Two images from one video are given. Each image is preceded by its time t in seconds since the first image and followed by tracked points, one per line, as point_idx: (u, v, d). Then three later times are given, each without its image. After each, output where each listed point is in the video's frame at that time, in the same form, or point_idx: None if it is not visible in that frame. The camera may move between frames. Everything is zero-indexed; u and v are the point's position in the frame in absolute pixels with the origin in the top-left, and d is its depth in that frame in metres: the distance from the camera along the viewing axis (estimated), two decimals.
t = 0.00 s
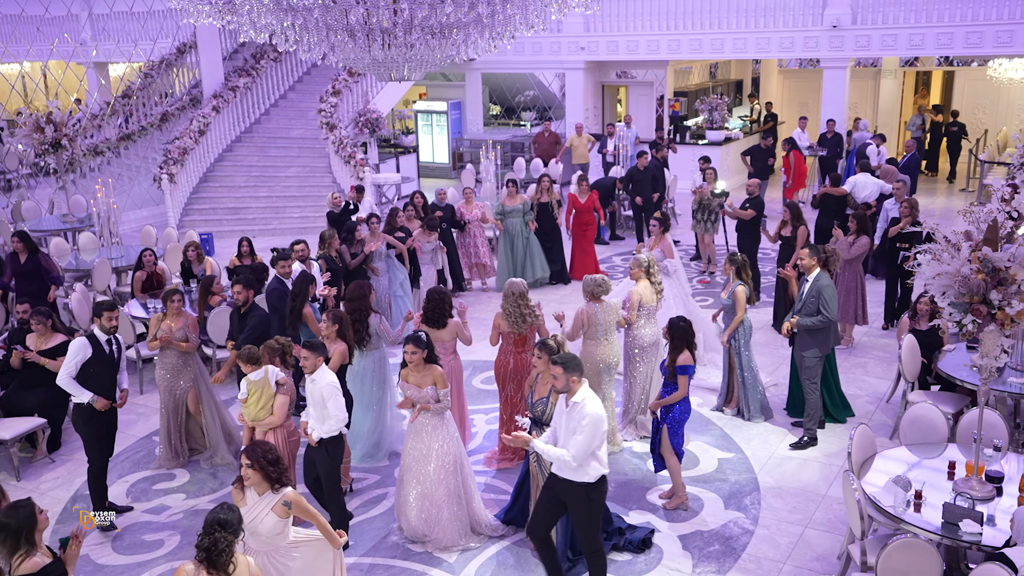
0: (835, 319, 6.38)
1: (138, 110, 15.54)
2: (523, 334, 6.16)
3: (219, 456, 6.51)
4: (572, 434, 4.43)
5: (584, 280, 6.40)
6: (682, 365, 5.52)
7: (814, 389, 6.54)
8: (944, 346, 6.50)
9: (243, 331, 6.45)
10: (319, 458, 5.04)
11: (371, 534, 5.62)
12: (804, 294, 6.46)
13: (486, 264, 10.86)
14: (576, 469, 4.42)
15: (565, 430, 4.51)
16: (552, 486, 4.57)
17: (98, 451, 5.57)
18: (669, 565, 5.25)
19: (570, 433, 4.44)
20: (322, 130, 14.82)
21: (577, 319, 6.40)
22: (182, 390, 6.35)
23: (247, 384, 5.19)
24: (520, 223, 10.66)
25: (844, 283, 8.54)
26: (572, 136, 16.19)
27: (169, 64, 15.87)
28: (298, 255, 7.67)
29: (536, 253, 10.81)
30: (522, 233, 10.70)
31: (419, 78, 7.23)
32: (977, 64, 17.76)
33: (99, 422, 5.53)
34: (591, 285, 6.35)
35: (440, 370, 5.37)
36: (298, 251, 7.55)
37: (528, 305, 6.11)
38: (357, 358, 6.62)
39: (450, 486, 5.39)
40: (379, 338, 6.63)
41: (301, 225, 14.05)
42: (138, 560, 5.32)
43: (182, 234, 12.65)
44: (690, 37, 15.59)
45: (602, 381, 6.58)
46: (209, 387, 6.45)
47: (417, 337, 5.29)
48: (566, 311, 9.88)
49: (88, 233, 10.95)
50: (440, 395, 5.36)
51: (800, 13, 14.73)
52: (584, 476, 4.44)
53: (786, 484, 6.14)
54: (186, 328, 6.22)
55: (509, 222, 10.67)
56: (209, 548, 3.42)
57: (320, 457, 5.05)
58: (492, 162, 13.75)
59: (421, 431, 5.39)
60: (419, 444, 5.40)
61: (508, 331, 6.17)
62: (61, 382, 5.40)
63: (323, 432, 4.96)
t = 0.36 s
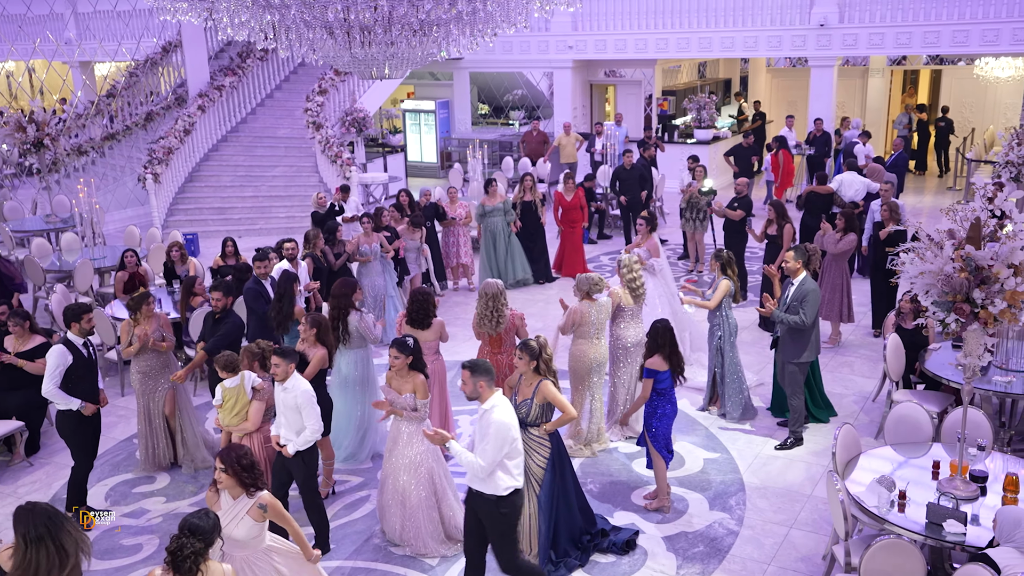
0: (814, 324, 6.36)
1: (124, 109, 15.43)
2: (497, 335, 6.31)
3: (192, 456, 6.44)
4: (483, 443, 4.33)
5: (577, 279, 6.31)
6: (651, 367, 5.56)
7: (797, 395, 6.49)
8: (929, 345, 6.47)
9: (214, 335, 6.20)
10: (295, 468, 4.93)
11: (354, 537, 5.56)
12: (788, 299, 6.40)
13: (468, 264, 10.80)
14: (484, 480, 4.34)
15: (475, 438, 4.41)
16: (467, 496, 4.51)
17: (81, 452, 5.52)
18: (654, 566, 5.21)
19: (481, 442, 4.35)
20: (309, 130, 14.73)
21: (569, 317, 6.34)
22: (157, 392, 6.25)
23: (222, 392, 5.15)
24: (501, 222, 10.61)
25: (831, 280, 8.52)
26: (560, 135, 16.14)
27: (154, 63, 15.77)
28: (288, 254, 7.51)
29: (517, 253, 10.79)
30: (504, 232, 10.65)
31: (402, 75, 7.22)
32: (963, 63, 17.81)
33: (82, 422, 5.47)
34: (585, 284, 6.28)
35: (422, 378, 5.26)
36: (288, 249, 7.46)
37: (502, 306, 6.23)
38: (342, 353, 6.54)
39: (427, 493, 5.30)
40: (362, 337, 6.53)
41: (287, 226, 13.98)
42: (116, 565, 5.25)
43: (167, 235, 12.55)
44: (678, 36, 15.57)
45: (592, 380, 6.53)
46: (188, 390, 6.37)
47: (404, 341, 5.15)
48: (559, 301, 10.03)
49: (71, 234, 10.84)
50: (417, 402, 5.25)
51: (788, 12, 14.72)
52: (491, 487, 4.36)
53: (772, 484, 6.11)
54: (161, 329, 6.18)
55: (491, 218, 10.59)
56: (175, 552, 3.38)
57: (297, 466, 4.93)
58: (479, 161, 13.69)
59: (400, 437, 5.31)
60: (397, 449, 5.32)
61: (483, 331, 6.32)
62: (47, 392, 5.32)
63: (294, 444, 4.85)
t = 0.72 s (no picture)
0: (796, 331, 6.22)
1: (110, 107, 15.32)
2: (477, 336, 6.26)
3: (172, 459, 6.35)
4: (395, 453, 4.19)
5: (568, 277, 6.29)
6: (627, 369, 5.55)
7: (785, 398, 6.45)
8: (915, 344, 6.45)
9: (189, 343, 6.01)
10: (257, 479, 4.83)
11: (335, 541, 5.49)
12: (772, 303, 6.28)
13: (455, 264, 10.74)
14: (399, 491, 4.18)
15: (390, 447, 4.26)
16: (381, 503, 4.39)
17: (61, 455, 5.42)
18: (640, 569, 5.15)
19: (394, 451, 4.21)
20: (296, 129, 14.64)
21: (561, 316, 6.28)
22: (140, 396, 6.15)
23: (193, 396, 5.10)
24: (490, 222, 10.55)
25: (819, 278, 8.49)
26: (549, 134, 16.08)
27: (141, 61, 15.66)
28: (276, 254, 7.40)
29: (505, 253, 10.73)
30: (494, 231, 10.58)
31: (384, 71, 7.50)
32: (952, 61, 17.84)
33: (61, 424, 5.38)
34: (576, 281, 6.26)
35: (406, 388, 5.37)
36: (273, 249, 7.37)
37: (482, 305, 6.18)
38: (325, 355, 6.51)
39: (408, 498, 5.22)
40: (344, 338, 6.42)
41: (274, 226, 13.90)
42: (94, 570, 5.17)
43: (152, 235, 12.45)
44: (666, 34, 15.54)
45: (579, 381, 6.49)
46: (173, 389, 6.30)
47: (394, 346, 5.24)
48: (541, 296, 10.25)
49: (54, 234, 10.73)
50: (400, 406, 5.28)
51: (776, 10, 14.70)
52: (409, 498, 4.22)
53: (758, 485, 6.07)
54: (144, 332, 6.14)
55: (481, 218, 10.53)
56: (146, 560, 3.30)
57: (259, 474, 4.82)
58: (467, 160, 13.63)
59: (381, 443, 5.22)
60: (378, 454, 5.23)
61: (464, 332, 6.26)
62: (48, 400, 5.24)
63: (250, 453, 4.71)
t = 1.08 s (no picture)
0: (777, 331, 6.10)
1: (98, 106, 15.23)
2: (465, 336, 6.20)
3: (158, 464, 6.24)
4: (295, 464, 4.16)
5: (550, 277, 6.20)
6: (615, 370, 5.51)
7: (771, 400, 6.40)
8: (904, 344, 6.40)
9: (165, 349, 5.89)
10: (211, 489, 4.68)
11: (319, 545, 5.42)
12: (752, 304, 6.15)
13: (445, 264, 10.68)
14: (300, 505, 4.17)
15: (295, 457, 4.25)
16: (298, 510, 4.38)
17: (41, 459, 5.33)
18: (626, 572, 5.10)
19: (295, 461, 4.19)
20: (284, 129, 14.54)
21: (544, 317, 6.24)
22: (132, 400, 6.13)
23: (165, 400, 5.10)
24: (489, 222, 10.54)
25: (809, 275, 8.44)
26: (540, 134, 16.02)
27: (129, 60, 15.57)
28: (258, 255, 7.32)
29: (498, 253, 10.69)
30: (492, 234, 10.56)
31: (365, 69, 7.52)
32: (942, 60, 17.85)
33: (45, 429, 5.32)
34: (559, 282, 6.17)
35: (394, 389, 5.07)
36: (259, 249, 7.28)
37: (470, 305, 6.13)
38: (310, 357, 6.43)
39: (392, 504, 5.14)
40: (330, 338, 6.40)
41: (262, 226, 13.82)
42: None
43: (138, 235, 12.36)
44: (657, 33, 15.50)
45: (565, 382, 6.44)
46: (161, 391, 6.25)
47: (379, 349, 4.99)
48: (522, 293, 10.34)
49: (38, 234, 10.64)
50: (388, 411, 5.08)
51: (767, 9, 14.67)
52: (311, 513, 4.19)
53: (746, 486, 6.03)
54: (131, 334, 6.05)
55: (475, 218, 10.50)
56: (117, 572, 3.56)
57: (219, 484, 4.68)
58: (457, 159, 13.57)
59: (364, 445, 5.11)
60: (361, 459, 5.11)
61: (452, 332, 6.19)
62: (38, 405, 5.20)
63: (207, 458, 4.63)
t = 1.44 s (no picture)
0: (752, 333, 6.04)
1: (88, 105, 15.13)
2: (454, 337, 6.13)
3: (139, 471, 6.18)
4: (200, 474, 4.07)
5: (530, 279, 6.13)
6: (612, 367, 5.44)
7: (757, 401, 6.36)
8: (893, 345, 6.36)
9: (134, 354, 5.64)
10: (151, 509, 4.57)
11: (303, 549, 5.34)
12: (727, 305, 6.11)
13: (435, 264, 10.61)
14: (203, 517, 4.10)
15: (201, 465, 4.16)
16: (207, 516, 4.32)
17: (23, 467, 5.25)
18: None
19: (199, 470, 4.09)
20: (274, 128, 14.45)
21: (521, 320, 6.20)
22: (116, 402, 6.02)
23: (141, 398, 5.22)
24: (479, 223, 10.48)
25: (800, 275, 8.38)
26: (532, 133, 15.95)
27: (119, 59, 15.48)
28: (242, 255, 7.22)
29: (489, 254, 10.61)
30: (482, 234, 10.48)
31: (350, 68, 7.65)
32: (934, 59, 17.84)
33: (29, 434, 5.23)
34: (535, 285, 6.08)
35: (380, 386, 5.11)
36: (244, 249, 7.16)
37: (459, 305, 6.06)
38: (297, 358, 6.37)
39: (376, 508, 5.07)
40: (317, 338, 6.32)
41: (252, 225, 13.73)
42: None
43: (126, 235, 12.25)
44: (650, 32, 15.44)
45: (550, 385, 6.38)
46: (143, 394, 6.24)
47: (364, 347, 5.04)
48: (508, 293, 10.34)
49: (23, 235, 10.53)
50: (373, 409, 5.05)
51: (759, 8, 14.63)
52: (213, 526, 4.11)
53: (736, 489, 5.97)
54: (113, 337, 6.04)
55: (468, 218, 10.44)
56: None
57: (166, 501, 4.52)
58: (448, 158, 13.50)
59: (349, 447, 5.03)
60: (345, 462, 5.03)
61: (440, 334, 6.12)
62: (21, 414, 5.06)
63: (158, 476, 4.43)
